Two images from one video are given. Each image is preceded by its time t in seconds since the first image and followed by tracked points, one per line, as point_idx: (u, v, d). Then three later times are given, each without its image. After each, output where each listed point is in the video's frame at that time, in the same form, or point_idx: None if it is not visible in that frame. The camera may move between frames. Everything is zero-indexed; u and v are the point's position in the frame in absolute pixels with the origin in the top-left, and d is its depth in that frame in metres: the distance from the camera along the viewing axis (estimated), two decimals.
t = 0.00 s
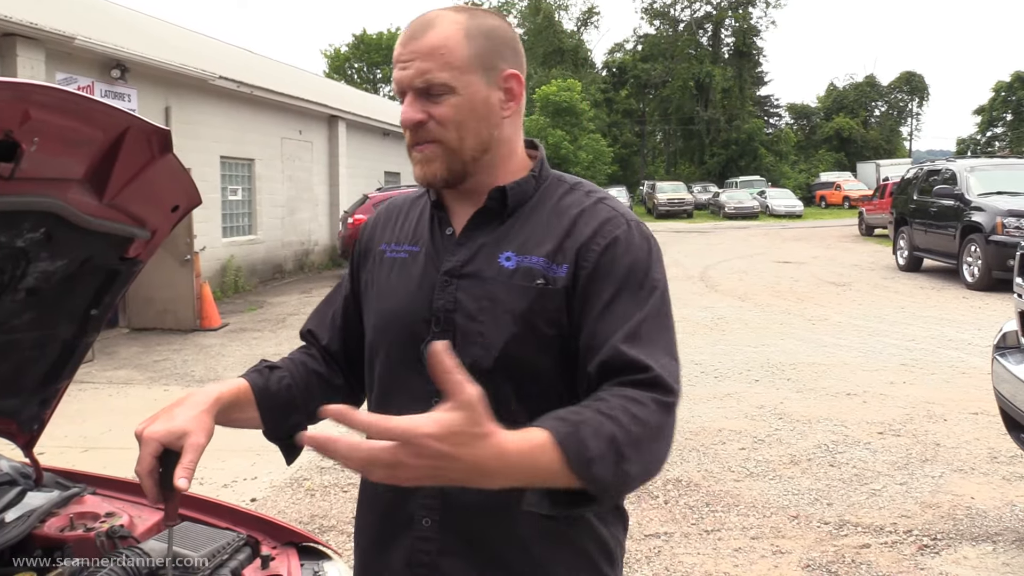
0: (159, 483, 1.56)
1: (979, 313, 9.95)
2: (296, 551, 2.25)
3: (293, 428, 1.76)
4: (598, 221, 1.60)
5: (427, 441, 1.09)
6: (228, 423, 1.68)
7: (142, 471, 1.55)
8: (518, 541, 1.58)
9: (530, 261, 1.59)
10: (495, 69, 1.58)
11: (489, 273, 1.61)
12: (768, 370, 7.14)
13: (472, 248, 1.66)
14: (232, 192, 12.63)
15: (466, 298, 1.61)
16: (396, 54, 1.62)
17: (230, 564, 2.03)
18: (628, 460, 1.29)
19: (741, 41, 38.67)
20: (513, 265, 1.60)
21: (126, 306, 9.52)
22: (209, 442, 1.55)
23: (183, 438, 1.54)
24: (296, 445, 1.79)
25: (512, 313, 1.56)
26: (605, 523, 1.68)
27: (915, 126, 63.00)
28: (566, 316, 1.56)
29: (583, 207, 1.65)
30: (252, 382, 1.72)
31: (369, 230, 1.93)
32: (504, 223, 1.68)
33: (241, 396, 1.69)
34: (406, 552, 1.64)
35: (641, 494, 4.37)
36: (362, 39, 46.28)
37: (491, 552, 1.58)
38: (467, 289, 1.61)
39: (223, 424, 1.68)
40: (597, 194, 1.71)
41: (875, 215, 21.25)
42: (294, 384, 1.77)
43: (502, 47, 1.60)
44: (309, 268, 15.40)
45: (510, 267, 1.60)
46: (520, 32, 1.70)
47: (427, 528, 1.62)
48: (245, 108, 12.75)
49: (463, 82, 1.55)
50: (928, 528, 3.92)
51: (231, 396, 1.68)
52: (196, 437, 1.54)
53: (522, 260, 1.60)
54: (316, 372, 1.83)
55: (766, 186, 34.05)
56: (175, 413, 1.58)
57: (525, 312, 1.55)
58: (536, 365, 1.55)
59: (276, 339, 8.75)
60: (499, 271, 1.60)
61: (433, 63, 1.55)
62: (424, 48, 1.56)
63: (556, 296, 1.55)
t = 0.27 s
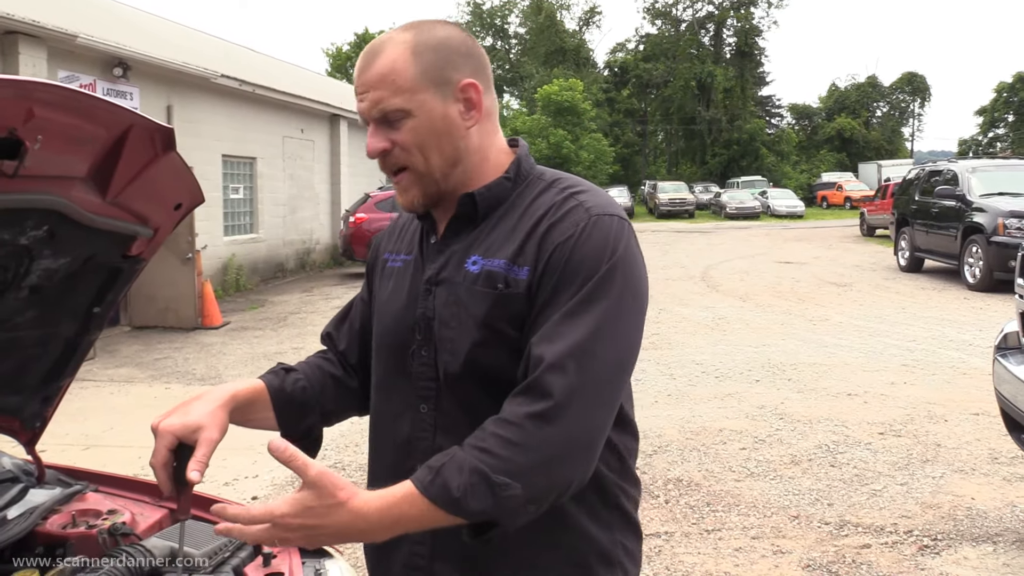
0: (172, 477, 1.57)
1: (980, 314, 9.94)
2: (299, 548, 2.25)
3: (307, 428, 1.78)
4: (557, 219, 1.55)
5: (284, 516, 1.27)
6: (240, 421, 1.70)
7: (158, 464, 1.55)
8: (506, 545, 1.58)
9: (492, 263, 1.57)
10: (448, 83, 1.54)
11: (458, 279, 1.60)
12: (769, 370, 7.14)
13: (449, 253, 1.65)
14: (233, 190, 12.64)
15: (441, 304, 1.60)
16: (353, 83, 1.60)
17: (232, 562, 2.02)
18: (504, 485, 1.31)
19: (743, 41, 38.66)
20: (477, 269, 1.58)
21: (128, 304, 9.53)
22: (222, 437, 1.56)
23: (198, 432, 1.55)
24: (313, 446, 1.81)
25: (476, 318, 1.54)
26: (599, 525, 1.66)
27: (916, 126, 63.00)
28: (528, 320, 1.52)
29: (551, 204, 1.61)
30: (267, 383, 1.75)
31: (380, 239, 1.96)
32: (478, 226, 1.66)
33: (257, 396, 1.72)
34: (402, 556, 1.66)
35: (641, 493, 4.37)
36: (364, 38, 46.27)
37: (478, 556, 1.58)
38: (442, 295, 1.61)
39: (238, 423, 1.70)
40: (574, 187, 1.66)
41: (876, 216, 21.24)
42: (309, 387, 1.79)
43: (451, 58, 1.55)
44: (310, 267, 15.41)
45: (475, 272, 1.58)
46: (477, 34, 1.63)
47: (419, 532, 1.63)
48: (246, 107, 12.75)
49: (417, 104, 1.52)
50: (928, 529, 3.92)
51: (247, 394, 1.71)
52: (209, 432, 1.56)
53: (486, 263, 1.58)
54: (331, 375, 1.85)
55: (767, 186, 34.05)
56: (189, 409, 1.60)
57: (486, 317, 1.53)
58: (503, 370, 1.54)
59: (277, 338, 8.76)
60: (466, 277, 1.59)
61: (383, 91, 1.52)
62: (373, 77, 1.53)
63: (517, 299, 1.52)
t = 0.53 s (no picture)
0: (173, 475, 1.59)
1: (984, 313, 9.92)
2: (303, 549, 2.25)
3: (310, 429, 1.79)
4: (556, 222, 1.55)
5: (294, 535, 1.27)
6: (241, 422, 1.72)
7: (158, 462, 1.57)
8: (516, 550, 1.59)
9: (491, 270, 1.57)
10: (435, 93, 1.54)
11: (458, 287, 1.60)
12: (772, 371, 7.13)
13: (449, 262, 1.66)
14: (237, 192, 12.66)
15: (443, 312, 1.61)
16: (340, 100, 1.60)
17: (236, 563, 2.02)
18: (510, 491, 1.31)
19: (745, 41, 38.62)
20: (477, 277, 1.58)
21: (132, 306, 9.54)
22: (223, 436, 1.59)
23: (198, 429, 1.58)
24: (316, 449, 1.82)
25: (477, 326, 1.55)
26: (609, 527, 1.66)
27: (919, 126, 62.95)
28: (529, 326, 1.53)
29: (549, 207, 1.61)
30: (270, 385, 1.76)
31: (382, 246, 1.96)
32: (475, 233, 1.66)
33: (258, 396, 1.73)
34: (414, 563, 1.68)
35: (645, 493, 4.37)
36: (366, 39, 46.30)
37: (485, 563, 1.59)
38: (444, 304, 1.62)
39: (239, 424, 1.72)
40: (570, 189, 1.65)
41: (880, 215, 21.20)
42: (312, 389, 1.80)
43: (435, 69, 1.54)
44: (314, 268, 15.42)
45: (475, 279, 1.59)
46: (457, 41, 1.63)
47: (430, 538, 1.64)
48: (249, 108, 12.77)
49: (406, 118, 1.52)
50: (932, 529, 3.91)
51: (248, 395, 1.72)
52: (210, 430, 1.59)
53: (486, 270, 1.58)
54: (334, 378, 1.84)
55: (770, 186, 34.01)
56: (191, 408, 1.62)
57: (487, 323, 1.54)
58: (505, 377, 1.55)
59: (280, 339, 8.77)
60: (465, 285, 1.59)
61: (372, 108, 1.52)
62: (359, 94, 1.53)
63: (516, 305, 1.53)
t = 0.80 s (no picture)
0: (164, 476, 1.61)
1: (989, 316, 9.89)
2: (304, 548, 2.26)
3: (299, 426, 1.78)
4: (594, 222, 1.55)
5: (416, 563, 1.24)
6: (232, 420, 1.72)
7: (148, 462, 1.59)
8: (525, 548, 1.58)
9: (525, 268, 1.57)
10: (485, 74, 1.54)
11: (486, 282, 1.59)
12: (776, 372, 7.12)
13: (471, 255, 1.65)
14: (241, 191, 12.68)
15: (466, 307, 1.60)
16: (385, 68, 1.60)
17: (238, 562, 2.04)
18: (615, 506, 1.29)
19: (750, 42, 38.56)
20: (509, 274, 1.58)
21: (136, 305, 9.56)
22: (212, 435, 1.60)
23: (187, 429, 1.59)
24: (304, 444, 1.80)
25: (507, 321, 1.54)
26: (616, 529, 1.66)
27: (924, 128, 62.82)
28: (560, 325, 1.52)
29: (578, 207, 1.61)
30: (260, 380, 1.76)
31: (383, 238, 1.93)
32: (498, 229, 1.66)
33: (249, 393, 1.73)
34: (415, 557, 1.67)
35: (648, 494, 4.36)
36: (370, 40, 46.35)
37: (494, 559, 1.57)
38: (467, 299, 1.61)
39: (229, 420, 1.72)
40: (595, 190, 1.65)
41: (884, 217, 21.15)
42: (303, 383, 1.79)
43: (490, 52, 1.56)
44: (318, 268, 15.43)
45: (507, 276, 1.58)
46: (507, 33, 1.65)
47: (435, 533, 1.63)
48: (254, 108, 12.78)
49: (455, 92, 1.52)
50: (937, 531, 3.90)
51: (238, 392, 1.72)
52: (199, 430, 1.59)
53: (518, 268, 1.58)
54: (325, 373, 1.83)
55: (774, 187, 33.96)
56: (181, 408, 1.64)
57: (519, 319, 1.53)
58: (531, 374, 1.54)
59: (283, 339, 8.77)
60: (495, 281, 1.58)
61: (422, 74, 1.51)
62: (411, 60, 1.53)
63: (551, 303, 1.52)
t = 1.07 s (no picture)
0: (142, 478, 1.60)
1: (991, 313, 9.88)
2: (306, 548, 2.26)
3: (278, 417, 1.78)
4: (633, 223, 1.65)
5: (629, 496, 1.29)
6: (210, 415, 1.72)
7: (125, 465, 1.59)
8: (532, 536, 1.60)
9: (563, 259, 1.62)
10: (532, 63, 1.70)
11: (521, 270, 1.63)
12: (778, 371, 7.10)
13: (498, 243, 1.67)
14: (242, 191, 12.68)
15: (494, 293, 1.62)
16: (433, 43, 1.70)
17: (239, 562, 2.04)
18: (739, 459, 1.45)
19: (751, 40, 38.50)
20: (545, 264, 1.62)
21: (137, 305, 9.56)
22: (188, 436, 1.59)
23: (163, 431, 1.58)
24: (284, 433, 1.81)
25: (547, 309, 1.58)
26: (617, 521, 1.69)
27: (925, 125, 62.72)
28: (598, 317, 1.59)
29: (609, 206, 1.70)
30: (235, 374, 1.75)
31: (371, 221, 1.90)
32: (525, 219, 1.69)
33: (224, 387, 1.73)
34: (416, 547, 1.64)
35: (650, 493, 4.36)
36: (371, 40, 46.35)
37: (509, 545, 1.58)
38: (494, 285, 1.63)
39: (208, 416, 1.73)
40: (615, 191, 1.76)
41: (886, 215, 21.12)
42: (280, 376, 1.79)
43: (536, 47, 1.73)
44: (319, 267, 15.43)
45: (543, 266, 1.62)
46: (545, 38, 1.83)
47: (441, 523, 1.61)
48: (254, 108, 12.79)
49: (506, 72, 1.65)
50: (938, 528, 3.90)
51: (214, 388, 1.72)
52: (174, 431, 1.58)
53: (555, 259, 1.63)
54: (304, 363, 1.83)
55: (775, 186, 33.91)
56: (157, 407, 1.63)
57: (560, 307, 1.58)
58: (564, 361, 1.57)
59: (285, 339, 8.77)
60: (529, 271, 1.62)
61: (480, 49, 1.64)
62: (469, 35, 1.66)
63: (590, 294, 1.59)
